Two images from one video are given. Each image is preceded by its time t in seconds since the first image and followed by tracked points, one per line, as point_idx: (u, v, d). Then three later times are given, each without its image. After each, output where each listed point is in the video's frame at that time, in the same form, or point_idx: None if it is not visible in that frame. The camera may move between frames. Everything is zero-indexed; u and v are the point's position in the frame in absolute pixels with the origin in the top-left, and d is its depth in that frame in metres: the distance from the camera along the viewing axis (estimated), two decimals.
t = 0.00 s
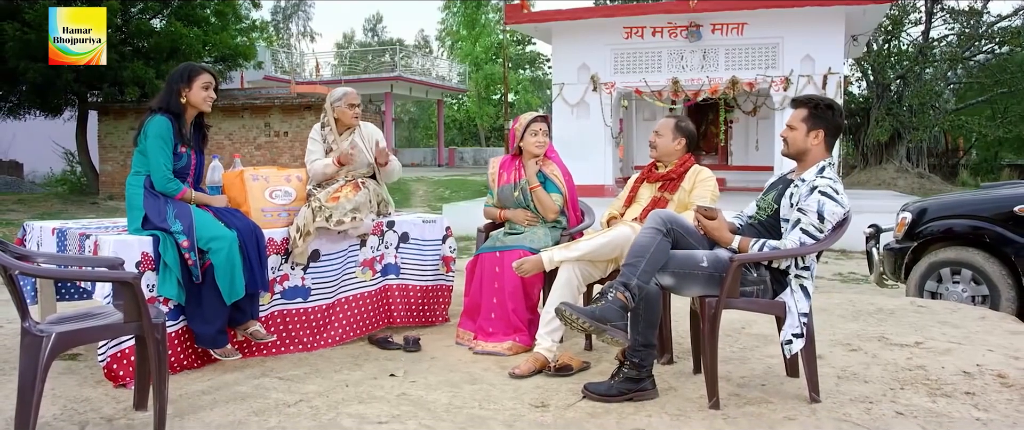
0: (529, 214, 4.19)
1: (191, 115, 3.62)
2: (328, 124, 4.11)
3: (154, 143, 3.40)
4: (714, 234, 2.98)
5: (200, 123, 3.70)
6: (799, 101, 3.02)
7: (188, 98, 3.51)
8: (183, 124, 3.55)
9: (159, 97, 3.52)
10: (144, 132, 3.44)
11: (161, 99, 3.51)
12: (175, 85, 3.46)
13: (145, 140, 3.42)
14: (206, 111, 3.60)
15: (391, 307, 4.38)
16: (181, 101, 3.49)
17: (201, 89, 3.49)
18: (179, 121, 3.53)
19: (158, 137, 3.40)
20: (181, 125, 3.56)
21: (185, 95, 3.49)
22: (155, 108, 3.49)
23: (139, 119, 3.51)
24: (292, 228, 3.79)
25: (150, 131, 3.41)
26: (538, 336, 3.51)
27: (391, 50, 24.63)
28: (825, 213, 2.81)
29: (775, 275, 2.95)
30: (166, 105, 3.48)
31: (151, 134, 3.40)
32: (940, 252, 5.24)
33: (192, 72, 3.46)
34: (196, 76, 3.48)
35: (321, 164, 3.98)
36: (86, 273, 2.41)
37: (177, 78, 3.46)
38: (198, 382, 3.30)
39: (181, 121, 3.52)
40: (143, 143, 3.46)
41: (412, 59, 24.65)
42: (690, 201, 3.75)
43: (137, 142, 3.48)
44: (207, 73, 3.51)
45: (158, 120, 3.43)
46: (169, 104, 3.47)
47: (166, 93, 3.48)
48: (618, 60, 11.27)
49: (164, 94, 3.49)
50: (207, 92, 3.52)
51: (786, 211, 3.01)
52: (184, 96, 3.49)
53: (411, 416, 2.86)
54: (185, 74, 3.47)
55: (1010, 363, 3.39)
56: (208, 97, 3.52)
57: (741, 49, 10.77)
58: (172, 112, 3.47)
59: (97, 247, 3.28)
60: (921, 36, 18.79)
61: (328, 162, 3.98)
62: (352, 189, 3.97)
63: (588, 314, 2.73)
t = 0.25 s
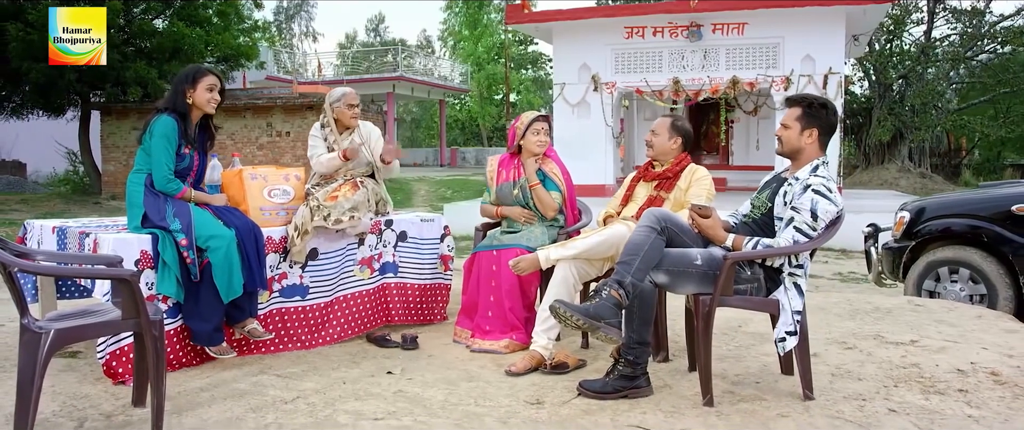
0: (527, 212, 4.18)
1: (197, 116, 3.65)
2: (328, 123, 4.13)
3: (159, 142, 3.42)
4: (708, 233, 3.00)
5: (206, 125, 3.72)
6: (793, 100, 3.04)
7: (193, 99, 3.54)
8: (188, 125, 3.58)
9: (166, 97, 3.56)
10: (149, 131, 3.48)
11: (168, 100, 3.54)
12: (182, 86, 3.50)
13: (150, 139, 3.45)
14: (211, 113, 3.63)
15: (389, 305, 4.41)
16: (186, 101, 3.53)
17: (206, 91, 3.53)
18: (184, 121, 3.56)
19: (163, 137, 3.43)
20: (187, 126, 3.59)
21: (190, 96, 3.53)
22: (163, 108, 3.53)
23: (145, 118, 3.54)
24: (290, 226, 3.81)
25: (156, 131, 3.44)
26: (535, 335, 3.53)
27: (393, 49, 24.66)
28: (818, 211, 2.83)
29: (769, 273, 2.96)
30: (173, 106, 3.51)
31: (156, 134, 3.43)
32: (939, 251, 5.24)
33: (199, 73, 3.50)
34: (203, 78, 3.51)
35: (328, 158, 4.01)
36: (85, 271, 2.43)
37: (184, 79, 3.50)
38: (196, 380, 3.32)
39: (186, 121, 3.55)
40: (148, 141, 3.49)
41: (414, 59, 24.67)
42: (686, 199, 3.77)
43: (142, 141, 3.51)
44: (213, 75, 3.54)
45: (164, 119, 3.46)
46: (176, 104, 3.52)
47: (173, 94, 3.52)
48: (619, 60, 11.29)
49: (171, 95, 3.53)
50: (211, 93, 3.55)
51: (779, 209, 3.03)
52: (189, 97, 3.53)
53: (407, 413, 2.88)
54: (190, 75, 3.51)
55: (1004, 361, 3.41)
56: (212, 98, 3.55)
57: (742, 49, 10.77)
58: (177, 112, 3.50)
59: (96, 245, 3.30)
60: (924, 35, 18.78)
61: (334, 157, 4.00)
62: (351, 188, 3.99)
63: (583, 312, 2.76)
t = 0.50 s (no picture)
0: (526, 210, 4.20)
1: (197, 115, 3.67)
2: (329, 123, 4.15)
3: (159, 141, 3.45)
4: (704, 231, 3.02)
5: (205, 124, 3.75)
6: (790, 98, 3.05)
7: (193, 99, 3.56)
8: (188, 125, 3.61)
9: (166, 96, 3.59)
10: (149, 130, 3.50)
11: (168, 99, 3.57)
12: (182, 86, 3.53)
13: (151, 138, 3.48)
14: (210, 113, 3.65)
15: (389, 304, 4.43)
16: (185, 100, 3.55)
17: (205, 91, 3.55)
18: (184, 121, 3.58)
19: (163, 136, 3.45)
20: (187, 126, 3.61)
21: (190, 95, 3.55)
22: (163, 107, 3.56)
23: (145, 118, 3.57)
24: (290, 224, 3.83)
25: (156, 130, 3.46)
26: (533, 333, 3.55)
27: (396, 50, 24.69)
28: (813, 210, 2.84)
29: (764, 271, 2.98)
30: (173, 105, 3.54)
31: (156, 133, 3.46)
32: (938, 250, 5.24)
33: (199, 74, 3.52)
34: (202, 78, 3.53)
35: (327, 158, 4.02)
36: (85, 268, 2.46)
37: (184, 79, 3.53)
38: (196, 377, 3.34)
39: (186, 120, 3.58)
40: (148, 141, 3.52)
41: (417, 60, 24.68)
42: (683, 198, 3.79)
43: (142, 140, 3.53)
44: (213, 75, 3.57)
45: (164, 119, 3.49)
46: (176, 103, 3.54)
47: (173, 93, 3.55)
48: (621, 60, 11.30)
49: (171, 94, 3.56)
50: (211, 93, 3.57)
51: (774, 208, 3.05)
52: (189, 96, 3.55)
53: (404, 410, 2.90)
54: (190, 75, 3.53)
55: (1000, 360, 3.42)
56: (212, 98, 3.57)
57: (744, 48, 10.78)
58: (177, 111, 3.53)
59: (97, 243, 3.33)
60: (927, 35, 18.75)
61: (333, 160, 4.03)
62: (350, 187, 4.02)
63: (579, 309, 2.80)
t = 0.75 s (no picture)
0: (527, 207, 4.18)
1: (194, 114, 3.69)
2: (329, 122, 4.16)
3: (157, 139, 3.47)
4: (702, 230, 3.03)
5: (202, 122, 3.77)
6: (788, 97, 3.06)
7: (189, 98, 3.58)
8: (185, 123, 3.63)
9: (162, 95, 3.61)
10: (147, 129, 3.52)
11: (164, 98, 3.59)
12: (178, 84, 3.55)
13: (149, 137, 3.50)
14: (207, 111, 3.67)
15: (390, 302, 4.45)
16: (182, 99, 3.57)
17: (202, 89, 3.57)
18: (181, 120, 3.60)
19: (161, 135, 3.47)
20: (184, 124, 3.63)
21: (187, 94, 3.57)
22: (159, 106, 3.58)
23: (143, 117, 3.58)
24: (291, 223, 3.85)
25: (154, 129, 3.48)
26: (532, 331, 3.57)
27: (400, 50, 24.73)
28: (810, 208, 2.85)
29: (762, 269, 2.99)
30: (169, 104, 3.56)
31: (154, 131, 3.48)
32: (939, 250, 5.24)
33: (195, 72, 3.54)
34: (198, 76, 3.55)
35: (327, 157, 4.04)
36: (87, 266, 2.48)
37: (179, 77, 3.55)
38: (197, 374, 3.36)
39: (183, 119, 3.60)
40: (146, 140, 3.54)
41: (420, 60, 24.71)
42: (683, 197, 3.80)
43: (141, 139, 3.55)
44: (209, 73, 3.59)
45: (161, 117, 3.51)
46: (172, 102, 3.56)
47: (170, 92, 3.57)
48: (623, 60, 11.31)
49: (168, 94, 3.58)
50: (208, 92, 3.59)
51: (772, 207, 3.06)
52: (185, 95, 3.57)
53: (403, 407, 2.92)
54: (187, 73, 3.55)
55: (999, 358, 3.42)
56: (208, 97, 3.60)
57: (746, 48, 10.78)
58: (174, 110, 3.55)
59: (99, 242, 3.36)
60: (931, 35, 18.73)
61: (333, 157, 4.04)
62: (350, 186, 4.04)
63: (577, 307, 2.80)
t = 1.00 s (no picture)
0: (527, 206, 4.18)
1: (191, 111, 3.71)
2: (331, 122, 4.18)
3: (156, 137, 3.49)
4: (702, 228, 3.04)
5: (200, 120, 3.79)
6: (788, 96, 3.07)
7: (187, 96, 3.60)
8: (183, 121, 3.65)
9: (161, 94, 3.63)
10: (147, 128, 3.54)
11: (163, 97, 3.61)
12: (174, 82, 3.57)
13: (147, 135, 3.52)
14: (205, 109, 3.69)
15: (391, 301, 4.47)
16: (180, 98, 3.59)
17: (200, 87, 3.59)
18: (179, 118, 3.62)
19: (160, 133, 3.49)
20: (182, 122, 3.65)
21: (185, 92, 3.59)
22: (158, 105, 3.60)
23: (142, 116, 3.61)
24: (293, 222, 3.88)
25: (152, 127, 3.51)
26: (533, 329, 3.58)
27: (404, 50, 24.74)
28: (809, 207, 2.85)
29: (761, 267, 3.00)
30: (168, 103, 3.58)
31: (152, 130, 3.50)
32: (941, 249, 5.24)
33: (192, 70, 3.56)
34: (196, 75, 3.57)
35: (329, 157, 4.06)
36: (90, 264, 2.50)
37: (177, 76, 3.57)
38: (199, 372, 3.39)
39: (182, 117, 3.62)
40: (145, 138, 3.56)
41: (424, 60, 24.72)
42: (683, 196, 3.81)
43: (140, 138, 3.57)
44: (207, 72, 3.61)
45: (159, 116, 3.53)
46: (170, 100, 3.58)
47: (167, 91, 3.59)
48: (627, 60, 11.31)
49: (165, 92, 3.60)
50: (205, 90, 3.62)
51: (772, 206, 3.07)
52: (183, 93, 3.59)
53: (404, 405, 2.94)
54: (184, 72, 3.57)
55: (1000, 358, 3.42)
56: (206, 96, 3.62)
57: (750, 48, 10.77)
58: (171, 108, 3.57)
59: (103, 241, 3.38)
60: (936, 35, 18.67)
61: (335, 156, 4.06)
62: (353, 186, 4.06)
63: (575, 306, 2.83)
